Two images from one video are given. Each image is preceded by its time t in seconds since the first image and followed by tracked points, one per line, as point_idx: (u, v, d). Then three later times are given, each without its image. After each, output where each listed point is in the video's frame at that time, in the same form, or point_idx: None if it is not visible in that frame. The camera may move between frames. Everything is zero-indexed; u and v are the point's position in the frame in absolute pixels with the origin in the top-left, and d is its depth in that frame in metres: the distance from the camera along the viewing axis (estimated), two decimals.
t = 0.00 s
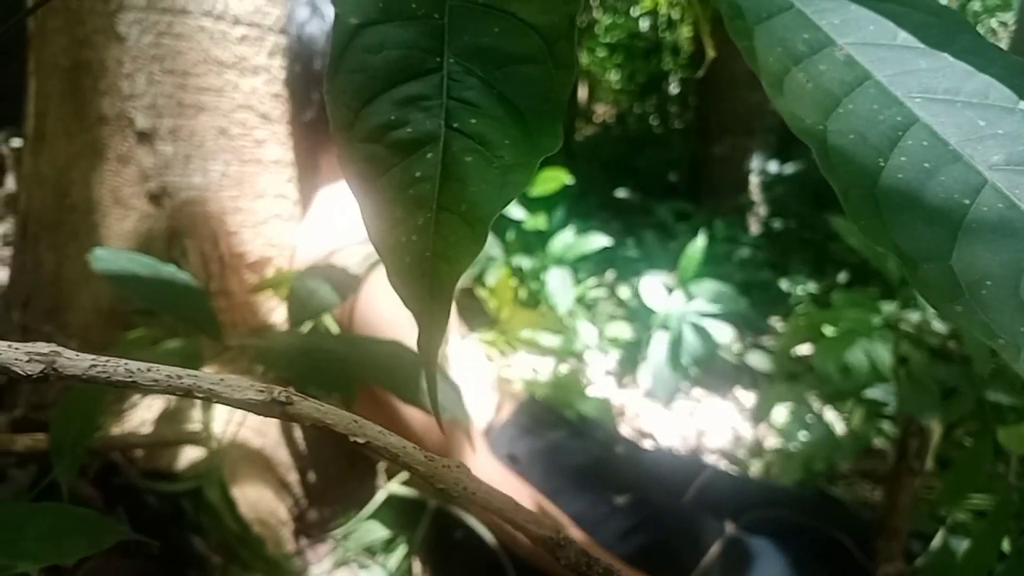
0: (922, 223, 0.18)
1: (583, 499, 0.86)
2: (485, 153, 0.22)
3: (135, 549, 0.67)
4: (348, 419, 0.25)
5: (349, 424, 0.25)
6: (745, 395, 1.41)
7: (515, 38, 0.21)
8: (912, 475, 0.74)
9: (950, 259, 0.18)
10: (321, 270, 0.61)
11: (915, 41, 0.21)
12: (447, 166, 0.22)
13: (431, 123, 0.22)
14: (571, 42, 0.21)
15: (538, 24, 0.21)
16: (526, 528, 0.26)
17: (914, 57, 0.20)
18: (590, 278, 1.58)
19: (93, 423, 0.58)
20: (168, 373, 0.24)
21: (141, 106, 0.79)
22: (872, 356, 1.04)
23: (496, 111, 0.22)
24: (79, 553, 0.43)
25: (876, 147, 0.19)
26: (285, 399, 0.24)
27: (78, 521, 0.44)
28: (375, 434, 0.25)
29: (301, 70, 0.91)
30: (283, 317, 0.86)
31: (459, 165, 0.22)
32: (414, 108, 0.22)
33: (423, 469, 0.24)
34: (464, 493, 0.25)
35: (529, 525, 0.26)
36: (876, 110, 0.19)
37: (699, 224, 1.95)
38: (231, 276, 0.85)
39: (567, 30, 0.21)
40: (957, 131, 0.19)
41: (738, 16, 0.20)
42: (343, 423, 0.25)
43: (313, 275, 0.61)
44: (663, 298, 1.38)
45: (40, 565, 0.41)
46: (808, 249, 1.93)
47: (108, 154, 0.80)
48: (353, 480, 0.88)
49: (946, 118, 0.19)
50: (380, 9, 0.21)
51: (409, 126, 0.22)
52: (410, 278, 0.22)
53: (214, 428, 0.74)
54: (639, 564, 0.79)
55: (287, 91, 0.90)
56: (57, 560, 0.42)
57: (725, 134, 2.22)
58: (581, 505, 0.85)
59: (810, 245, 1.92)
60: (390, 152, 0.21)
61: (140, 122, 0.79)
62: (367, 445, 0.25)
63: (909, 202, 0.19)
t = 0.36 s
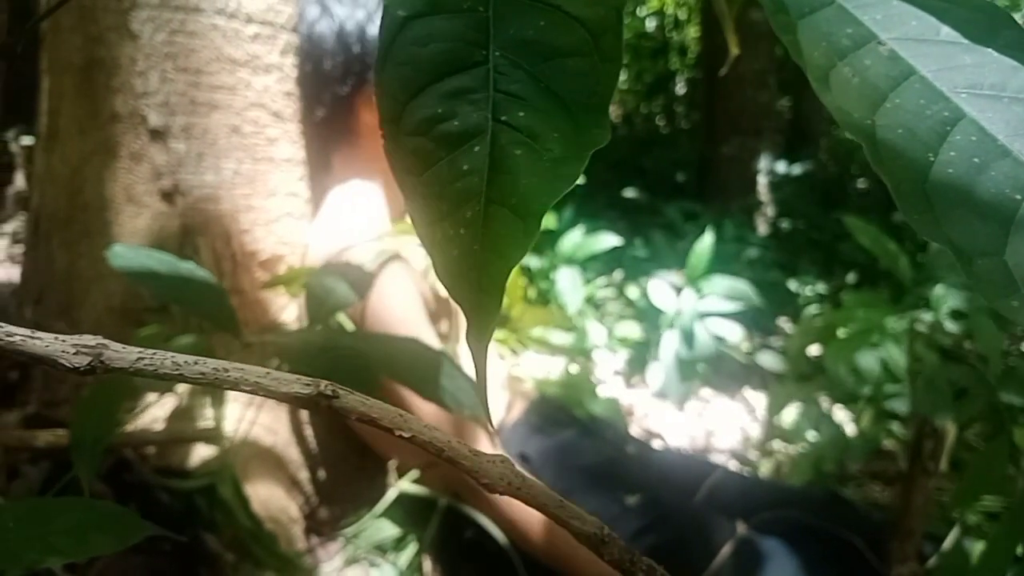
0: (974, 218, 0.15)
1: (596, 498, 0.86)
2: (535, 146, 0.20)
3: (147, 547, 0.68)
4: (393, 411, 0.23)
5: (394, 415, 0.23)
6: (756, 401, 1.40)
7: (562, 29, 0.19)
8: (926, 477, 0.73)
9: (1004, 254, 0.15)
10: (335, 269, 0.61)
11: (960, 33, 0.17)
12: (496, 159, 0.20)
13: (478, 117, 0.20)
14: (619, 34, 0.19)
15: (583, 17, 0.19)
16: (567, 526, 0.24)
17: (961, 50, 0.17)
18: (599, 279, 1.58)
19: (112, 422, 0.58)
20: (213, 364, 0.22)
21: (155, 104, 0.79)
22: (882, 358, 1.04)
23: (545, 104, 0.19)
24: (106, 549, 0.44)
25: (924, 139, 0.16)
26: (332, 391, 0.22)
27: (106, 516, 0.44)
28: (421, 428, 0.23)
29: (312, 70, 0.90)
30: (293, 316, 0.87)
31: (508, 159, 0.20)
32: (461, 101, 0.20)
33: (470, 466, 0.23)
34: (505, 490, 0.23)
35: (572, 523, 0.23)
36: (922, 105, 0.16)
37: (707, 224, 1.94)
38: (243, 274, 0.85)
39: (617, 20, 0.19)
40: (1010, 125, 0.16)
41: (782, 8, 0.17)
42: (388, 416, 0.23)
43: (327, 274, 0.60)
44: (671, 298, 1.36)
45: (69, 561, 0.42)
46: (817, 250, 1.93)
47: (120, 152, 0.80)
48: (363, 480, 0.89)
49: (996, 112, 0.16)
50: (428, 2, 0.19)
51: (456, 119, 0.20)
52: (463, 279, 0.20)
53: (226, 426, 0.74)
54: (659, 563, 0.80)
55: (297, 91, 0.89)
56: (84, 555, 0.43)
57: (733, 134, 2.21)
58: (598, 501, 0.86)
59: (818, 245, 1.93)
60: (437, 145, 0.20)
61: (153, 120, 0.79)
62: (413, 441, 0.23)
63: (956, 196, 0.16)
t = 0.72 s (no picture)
0: (1020, 215, 0.16)
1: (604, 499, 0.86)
2: (579, 141, 0.21)
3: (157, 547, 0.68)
4: (434, 409, 0.25)
5: (436, 414, 0.26)
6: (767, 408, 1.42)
7: (601, 25, 0.20)
8: (937, 479, 0.74)
9: None
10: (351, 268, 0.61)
11: (998, 33, 0.18)
12: (538, 155, 0.21)
13: (520, 113, 0.21)
14: (660, 30, 0.20)
15: (625, 12, 0.20)
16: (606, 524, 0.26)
17: (1001, 49, 0.17)
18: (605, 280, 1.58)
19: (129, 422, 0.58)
20: (257, 360, 0.24)
21: (164, 104, 0.78)
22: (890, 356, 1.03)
23: (587, 99, 0.20)
24: (130, 546, 0.45)
25: (966, 136, 0.16)
26: (374, 387, 0.24)
27: (130, 516, 0.45)
28: (463, 426, 0.25)
29: (321, 69, 0.91)
30: (301, 317, 0.87)
31: (554, 155, 0.21)
32: (504, 97, 0.21)
33: (512, 462, 0.25)
34: (545, 487, 0.25)
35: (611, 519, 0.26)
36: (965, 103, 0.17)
37: (713, 226, 1.94)
38: (251, 274, 0.84)
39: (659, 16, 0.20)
40: None
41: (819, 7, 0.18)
42: (430, 413, 0.25)
43: (343, 275, 0.60)
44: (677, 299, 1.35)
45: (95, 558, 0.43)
46: (822, 251, 1.93)
47: (129, 152, 0.79)
48: (370, 482, 0.89)
49: None
50: None
51: (496, 115, 0.21)
52: (511, 261, 0.21)
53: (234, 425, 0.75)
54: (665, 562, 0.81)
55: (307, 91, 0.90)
56: (111, 552, 0.44)
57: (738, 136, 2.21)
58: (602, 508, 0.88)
59: (823, 247, 1.93)
60: (478, 141, 0.21)
61: (163, 120, 0.78)
62: (454, 436, 0.25)
63: (1004, 194, 0.16)
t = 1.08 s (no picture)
0: None
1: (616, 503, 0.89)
2: (635, 144, 0.22)
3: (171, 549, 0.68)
4: (488, 410, 0.27)
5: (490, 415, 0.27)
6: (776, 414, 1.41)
7: (652, 28, 0.22)
8: (951, 484, 0.73)
9: None
10: (369, 271, 0.61)
11: None
12: (592, 156, 0.22)
13: (575, 116, 0.22)
14: (711, 33, 0.21)
15: (676, 15, 0.21)
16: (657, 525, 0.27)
17: None
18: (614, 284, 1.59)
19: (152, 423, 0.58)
20: (316, 360, 0.25)
21: (179, 106, 0.79)
22: (899, 363, 1.04)
23: (641, 101, 0.22)
24: (163, 545, 0.46)
25: (1015, 138, 0.18)
26: (430, 386, 0.26)
27: (166, 517, 0.47)
28: (515, 425, 0.27)
29: (335, 73, 0.93)
30: (313, 320, 0.87)
31: (610, 156, 0.22)
32: (559, 99, 0.22)
33: (565, 463, 0.26)
34: (597, 487, 0.26)
35: (660, 521, 0.27)
36: (1010, 107, 0.19)
37: (722, 230, 1.94)
38: (265, 277, 0.84)
39: (707, 22, 0.21)
40: None
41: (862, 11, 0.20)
42: (484, 414, 0.27)
43: (361, 276, 0.61)
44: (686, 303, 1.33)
45: (131, 558, 0.44)
46: (830, 258, 1.92)
47: (143, 154, 0.79)
48: (382, 484, 0.89)
49: None
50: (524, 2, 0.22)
51: (551, 117, 0.22)
52: (567, 260, 0.22)
53: (248, 425, 0.75)
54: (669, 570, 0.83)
55: (322, 94, 0.92)
56: (145, 550, 0.45)
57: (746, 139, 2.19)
58: (613, 509, 0.89)
59: (830, 253, 1.93)
60: (533, 143, 0.22)
61: (178, 123, 0.78)
62: (507, 437, 0.27)
63: None
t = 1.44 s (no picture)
0: None
1: (626, 510, 0.89)
2: (678, 154, 0.24)
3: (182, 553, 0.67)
4: (530, 417, 0.28)
5: (531, 423, 0.28)
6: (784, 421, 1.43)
7: (692, 41, 0.24)
8: (963, 491, 0.74)
9: None
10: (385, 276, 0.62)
11: None
12: (634, 167, 0.25)
13: (617, 127, 0.25)
14: (748, 47, 0.24)
15: (715, 30, 0.24)
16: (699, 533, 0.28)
17: None
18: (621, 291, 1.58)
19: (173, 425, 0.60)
20: (360, 367, 0.27)
21: (192, 112, 0.79)
22: (910, 372, 1.04)
23: (684, 113, 0.24)
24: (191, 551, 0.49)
25: None
26: (474, 394, 0.27)
27: (193, 522, 0.50)
28: (555, 433, 0.27)
29: (346, 79, 0.94)
30: (324, 326, 0.87)
31: (654, 167, 0.24)
32: (602, 112, 0.24)
33: (607, 469, 0.27)
34: (638, 493, 0.27)
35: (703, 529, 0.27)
36: None
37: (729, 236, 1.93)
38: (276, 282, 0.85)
39: (745, 39, 0.24)
40: None
41: (900, 25, 0.23)
42: (527, 421, 0.28)
43: (378, 283, 0.62)
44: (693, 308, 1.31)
45: (159, 563, 0.47)
46: (838, 265, 1.92)
47: (156, 159, 0.79)
48: (393, 488, 0.89)
49: None
50: (565, 15, 0.24)
51: (593, 128, 0.25)
52: (612, 266, 0.24)
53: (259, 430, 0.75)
54: None
55: (335, 100, 0.92)
56: (172, 556, 0.48)
57: (753, 145, 2.18)
58: (624, 515, 0.88)
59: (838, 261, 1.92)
60: (575, 155, 0.25)
61: (190, 128, 0.79)
62: (547, 443, 0.27)
63: None
